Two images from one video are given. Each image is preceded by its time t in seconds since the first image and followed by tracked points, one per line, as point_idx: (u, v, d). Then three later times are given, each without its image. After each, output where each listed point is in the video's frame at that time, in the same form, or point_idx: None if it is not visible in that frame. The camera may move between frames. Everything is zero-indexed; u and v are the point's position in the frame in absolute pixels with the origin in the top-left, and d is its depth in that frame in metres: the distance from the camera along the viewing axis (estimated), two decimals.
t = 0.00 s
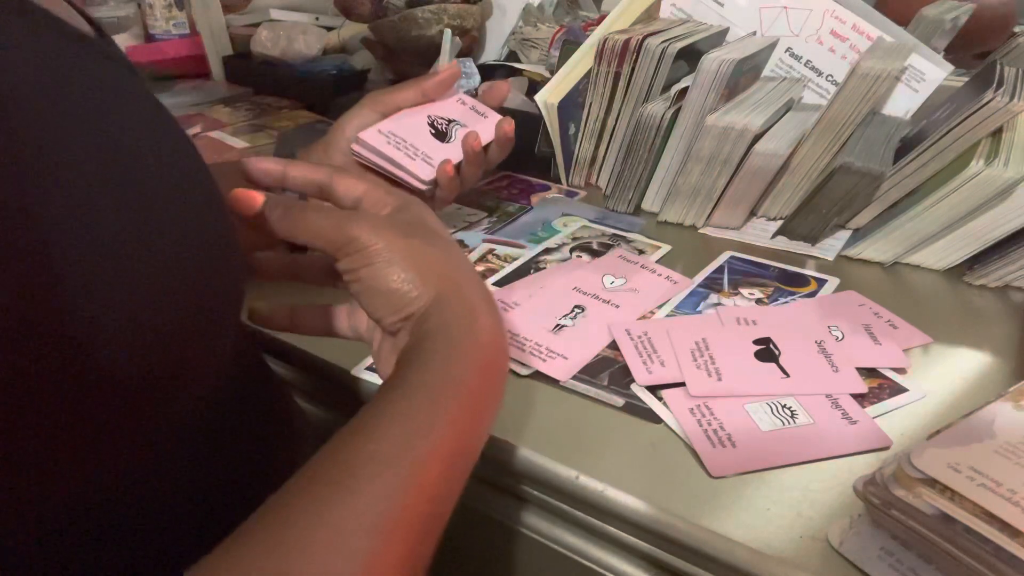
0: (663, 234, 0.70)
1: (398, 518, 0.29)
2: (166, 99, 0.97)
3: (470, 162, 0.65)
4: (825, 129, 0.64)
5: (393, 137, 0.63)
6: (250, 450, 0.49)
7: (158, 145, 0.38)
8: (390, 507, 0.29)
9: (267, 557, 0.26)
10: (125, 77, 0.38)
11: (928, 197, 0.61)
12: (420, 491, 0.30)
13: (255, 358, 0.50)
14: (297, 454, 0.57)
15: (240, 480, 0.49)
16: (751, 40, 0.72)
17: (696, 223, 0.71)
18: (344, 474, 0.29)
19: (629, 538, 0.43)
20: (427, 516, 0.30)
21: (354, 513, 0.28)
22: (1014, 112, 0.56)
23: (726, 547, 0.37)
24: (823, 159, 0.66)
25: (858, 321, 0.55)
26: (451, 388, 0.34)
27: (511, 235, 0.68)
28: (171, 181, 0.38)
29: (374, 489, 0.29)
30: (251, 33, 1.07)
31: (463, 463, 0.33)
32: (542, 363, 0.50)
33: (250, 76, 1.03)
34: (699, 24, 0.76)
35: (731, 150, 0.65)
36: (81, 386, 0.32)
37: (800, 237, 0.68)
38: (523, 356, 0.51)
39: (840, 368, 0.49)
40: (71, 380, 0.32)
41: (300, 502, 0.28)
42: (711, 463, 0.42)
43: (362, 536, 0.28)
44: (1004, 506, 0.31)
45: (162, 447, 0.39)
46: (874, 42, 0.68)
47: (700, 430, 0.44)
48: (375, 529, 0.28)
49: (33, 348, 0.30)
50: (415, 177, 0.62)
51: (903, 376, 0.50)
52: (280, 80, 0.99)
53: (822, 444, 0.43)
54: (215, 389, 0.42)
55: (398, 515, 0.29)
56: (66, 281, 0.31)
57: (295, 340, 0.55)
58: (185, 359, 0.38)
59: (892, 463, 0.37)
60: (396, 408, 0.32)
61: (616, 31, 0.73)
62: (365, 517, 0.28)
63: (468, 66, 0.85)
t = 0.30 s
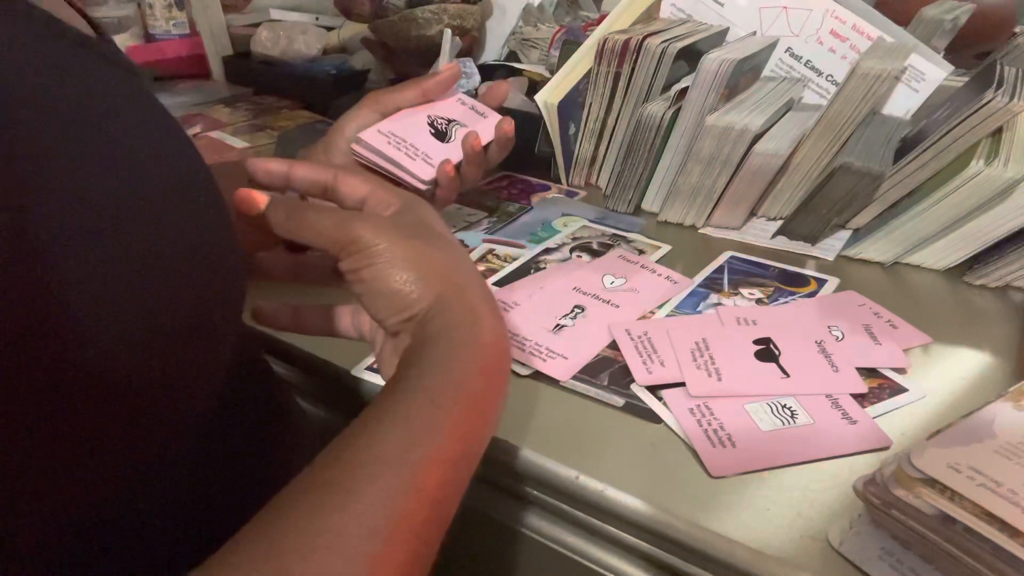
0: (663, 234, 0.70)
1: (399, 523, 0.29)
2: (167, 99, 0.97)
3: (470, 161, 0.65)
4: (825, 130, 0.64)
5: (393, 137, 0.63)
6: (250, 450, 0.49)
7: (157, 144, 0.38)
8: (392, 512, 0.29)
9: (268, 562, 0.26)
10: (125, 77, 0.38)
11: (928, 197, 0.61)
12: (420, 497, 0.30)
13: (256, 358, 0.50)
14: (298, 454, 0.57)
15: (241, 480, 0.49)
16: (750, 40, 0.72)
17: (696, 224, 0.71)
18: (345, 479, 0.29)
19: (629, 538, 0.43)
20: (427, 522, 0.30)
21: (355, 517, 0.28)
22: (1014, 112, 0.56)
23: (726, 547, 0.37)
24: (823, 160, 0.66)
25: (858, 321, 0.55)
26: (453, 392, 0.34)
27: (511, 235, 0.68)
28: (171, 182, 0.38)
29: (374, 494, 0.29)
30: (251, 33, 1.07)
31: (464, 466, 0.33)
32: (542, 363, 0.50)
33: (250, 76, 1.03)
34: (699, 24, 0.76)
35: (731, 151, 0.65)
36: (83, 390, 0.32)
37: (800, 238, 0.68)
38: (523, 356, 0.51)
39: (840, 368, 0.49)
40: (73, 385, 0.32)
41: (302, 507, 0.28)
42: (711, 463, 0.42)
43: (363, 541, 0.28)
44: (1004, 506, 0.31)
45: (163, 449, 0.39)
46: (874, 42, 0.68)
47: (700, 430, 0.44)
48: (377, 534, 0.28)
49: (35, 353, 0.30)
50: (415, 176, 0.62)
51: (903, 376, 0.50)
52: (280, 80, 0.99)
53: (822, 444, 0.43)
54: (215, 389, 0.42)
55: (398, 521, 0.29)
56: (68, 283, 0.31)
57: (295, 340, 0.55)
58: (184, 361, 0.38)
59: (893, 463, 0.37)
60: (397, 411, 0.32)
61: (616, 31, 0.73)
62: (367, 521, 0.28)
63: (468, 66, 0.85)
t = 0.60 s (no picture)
0: (663, 234, 0.70)
1: (401, 519, 0.29)
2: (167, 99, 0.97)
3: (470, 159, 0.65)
4: (825, 129, 0.64)
5: (393, 135, 0.63)
6: (251, 448, 0.49)
7: (158, 143, 0.38)
8: (393, 508, 0.29)
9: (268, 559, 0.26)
10: (125, 77, 0.38)
11: (928, 197, 0.61)
12: (421, 494, 0.30)
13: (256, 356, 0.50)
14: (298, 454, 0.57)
15: (242, 478, 0.49)
16: (750, 40, 0.72)
17: (696, 223, 0.71)
18: (346, 476, 0.29)
19: (629, 538, 0.43)
20: (429, 520, 0.30)
21: (357, 514, 0.28)
22: (1014, 112, 0.56)
23: (726, 547, 0.37)
24: (823, 160, 0.66)
25: (858, 321, 0.55)
26: (454, 388, 0.34)
27: (511, 235, 0.68)
28: (172, 182, 0.38)
29: (375, 491, 0.29)
30: (251, 33, 1.07)
31: (465, 464, 0.33)
32: (542, 363, 0.50)
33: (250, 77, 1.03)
34: (699, 24, 0.76)
35: (731, 151, 0.65)
36: (82, 390, 0.32)
37: (799, 238, 0.68)
38: (523, 355, 0.51)
39: (840, 368, 0.49)
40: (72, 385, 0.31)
41: (303, 503, 0.28)
42: (711, 463, 0.42)
43: (365, 539, 0.27)
44: (1003, 506, 0.31)
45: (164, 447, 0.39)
46: (874, 42, 0.68)
47: (700, 430, 0.44)
48: (378, 532, 0.28)
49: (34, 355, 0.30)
50: (415, 174, 0.62)
51: (903, 376, 0.50)
52: (280, 80, 0.99)
53: (822, 444, 0.43)
54: (216, 387, 0.42)
55: (398, 518, 0.29)
56: (68, 287, 0.31)
57: (295, 340, 0.55)
58: (184, 360, 0.38)
59: (893, 463, 0.37)
60: (398, 407, 0.32)
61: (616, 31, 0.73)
62: (368, 519, 0.28)
63: (468, 66, 0.85)
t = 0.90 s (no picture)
0: (663, 234, 0.70)
1: (402, 516, 0.29)
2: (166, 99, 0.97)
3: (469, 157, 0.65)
4: (825, 129, 0.64)
5: (393, 133, 0.63)
6: (252, 446, 0.49)
7: (160, 141, 0.38)
8: (394, 505, 0.29)
9: (269, 555, 0.26)
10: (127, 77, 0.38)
11: (928, 197, 0.61)
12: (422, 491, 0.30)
13: (258, 355, 0.50)
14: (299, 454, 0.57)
15: (241, 475, 0.49)
16: (750, 41, 0.72)
17: (696, 224, 0.71)
18: (348, 472, 0.29)
19: (629, 538, 0.43)
20: (430, 516, 0.30)
21: (357, 511, 0.28)
22: (1014, 112, 0.56)
23: (726, 547, 0.37)
24: (823, 160, 0.66)
25: (858, 321, 0.55)
26: (456, 384, 0.34)
27: (511, 235, 0.68)
28: (173, 182, 0.38)
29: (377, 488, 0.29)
30: (251, 33, 1.07)
31: (467, 461, 0.33)
32: (542, 363, 0.50)
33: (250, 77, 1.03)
34: (699, 24, 0.76)
35: (731, 151, 0.65)
36: (81, 388, 0.32)
37: (799, 238, 0.68)
38: (523, 355, 0.51)
39: (840, 368, 0.49)
40: (69, 383, 0.31)
41: (304, 500, 0.28)
42: (711, 463, 0.42)
43: (365, 535, 0.27)
44: (1003, 506, 0.31)
45: (166, 444, 0.39)
46: (874, 42, 0.68)
47: (700, 430, 0.44)
48: (378, 529, 0.28)
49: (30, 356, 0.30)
50: (415, 172, 0.62)
51: (903, 376, 0.50)
52: (280, 79, 0.99)
53: (822, 444, 0.43)
54: (218, 384, 0.42)
55: (400, 515, 0.29)
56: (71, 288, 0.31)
57: (295, 340, 0.55)
58: (185, 357, 0.38)
59: (893, 463, 0.37)
60: (399, 404, 0.32)
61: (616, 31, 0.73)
62: (369, 516, 0.28)
63: (468, 66, 0.85)
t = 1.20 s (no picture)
0: (663, 234, 0.70)
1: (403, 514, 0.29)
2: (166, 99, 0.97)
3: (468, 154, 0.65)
4: (825, 129, 0.64)
5: (392, 133, 0.63)
6: (251, 442, 0.49)
7: (160, 140, 0.38)
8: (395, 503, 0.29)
9: (271, 549, 0.26)
10: (127, 76, 0.38)
11: (929, 197, 0.61)
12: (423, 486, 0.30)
13: (258, 354, 0.50)
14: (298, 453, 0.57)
15: (240, 472, 0.49)
16: (750, 41, 0.72)
17: (696, 224, 0.71)
18: (347, 469, 0.29)
19: (629, 538, 0.43)
20: (431, 511, 0.30)
21: (358, 510, 0.28)
22: (1015, 112, 0.56)
23: (726, 547, 0.37)
24: (822, 160, 0.66)
25: (857, 321, 0.55)
26: (456, 379, 0.34)
27: (511, 235, 0.68)
28: (175, 182, 0.38)
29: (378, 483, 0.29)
30: (251, 33, 1.07)
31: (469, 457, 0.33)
32: (542, 363, 0.50)
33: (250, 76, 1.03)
34: (699, 24, 0.76)
35: (731, 151, 0.65)
36: (82, 388, 0.32)
37: (799, 238, 0.68)
38: (523, 355, 0.51)
39: (840, 368, 0.49)
40: (69, 378, 0.31)
41: (303, 499, 0.28)
42: (711, 463, 0.42)
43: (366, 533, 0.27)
44: (1003, 505, 0.31)
45: (167, 439, 0.39)
46: (874, 42, 0.68)
47: (700, 430, 0.44)
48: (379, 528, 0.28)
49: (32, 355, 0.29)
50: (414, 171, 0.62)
51: (903, 376, 0.50)
52: (280, 79, 0.99)
53: (822, 444, 0.43)
54: (220, 379, 0.42)
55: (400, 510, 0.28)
56: (71, 290, 0.31)
57: (294, 340, 0.55)
58: (186, 353, 0.37)
59: (892, 463, 0.37)
60: (399, 400, 0.32)
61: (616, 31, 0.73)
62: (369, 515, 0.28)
63: (468, 66, 0.85)
